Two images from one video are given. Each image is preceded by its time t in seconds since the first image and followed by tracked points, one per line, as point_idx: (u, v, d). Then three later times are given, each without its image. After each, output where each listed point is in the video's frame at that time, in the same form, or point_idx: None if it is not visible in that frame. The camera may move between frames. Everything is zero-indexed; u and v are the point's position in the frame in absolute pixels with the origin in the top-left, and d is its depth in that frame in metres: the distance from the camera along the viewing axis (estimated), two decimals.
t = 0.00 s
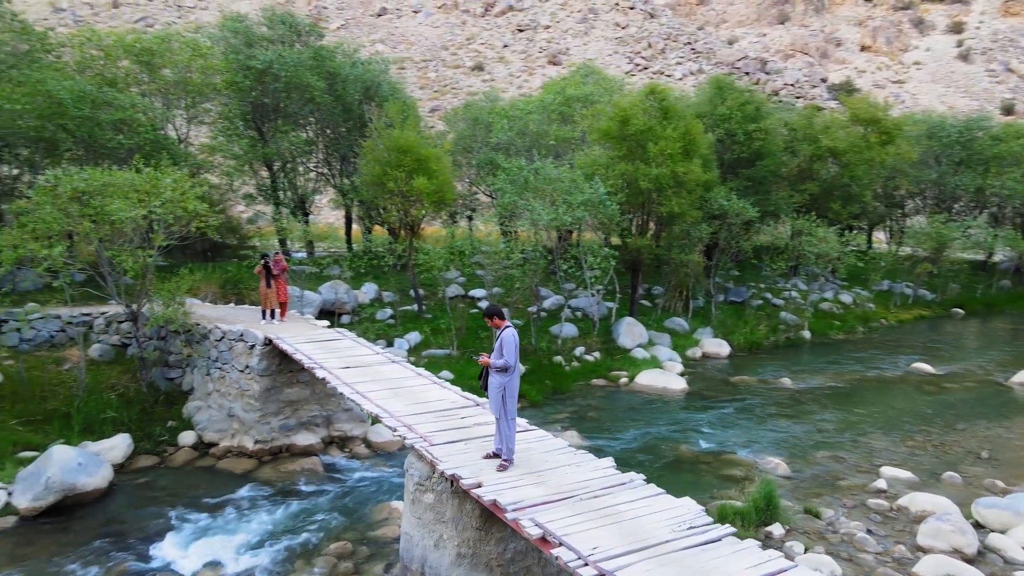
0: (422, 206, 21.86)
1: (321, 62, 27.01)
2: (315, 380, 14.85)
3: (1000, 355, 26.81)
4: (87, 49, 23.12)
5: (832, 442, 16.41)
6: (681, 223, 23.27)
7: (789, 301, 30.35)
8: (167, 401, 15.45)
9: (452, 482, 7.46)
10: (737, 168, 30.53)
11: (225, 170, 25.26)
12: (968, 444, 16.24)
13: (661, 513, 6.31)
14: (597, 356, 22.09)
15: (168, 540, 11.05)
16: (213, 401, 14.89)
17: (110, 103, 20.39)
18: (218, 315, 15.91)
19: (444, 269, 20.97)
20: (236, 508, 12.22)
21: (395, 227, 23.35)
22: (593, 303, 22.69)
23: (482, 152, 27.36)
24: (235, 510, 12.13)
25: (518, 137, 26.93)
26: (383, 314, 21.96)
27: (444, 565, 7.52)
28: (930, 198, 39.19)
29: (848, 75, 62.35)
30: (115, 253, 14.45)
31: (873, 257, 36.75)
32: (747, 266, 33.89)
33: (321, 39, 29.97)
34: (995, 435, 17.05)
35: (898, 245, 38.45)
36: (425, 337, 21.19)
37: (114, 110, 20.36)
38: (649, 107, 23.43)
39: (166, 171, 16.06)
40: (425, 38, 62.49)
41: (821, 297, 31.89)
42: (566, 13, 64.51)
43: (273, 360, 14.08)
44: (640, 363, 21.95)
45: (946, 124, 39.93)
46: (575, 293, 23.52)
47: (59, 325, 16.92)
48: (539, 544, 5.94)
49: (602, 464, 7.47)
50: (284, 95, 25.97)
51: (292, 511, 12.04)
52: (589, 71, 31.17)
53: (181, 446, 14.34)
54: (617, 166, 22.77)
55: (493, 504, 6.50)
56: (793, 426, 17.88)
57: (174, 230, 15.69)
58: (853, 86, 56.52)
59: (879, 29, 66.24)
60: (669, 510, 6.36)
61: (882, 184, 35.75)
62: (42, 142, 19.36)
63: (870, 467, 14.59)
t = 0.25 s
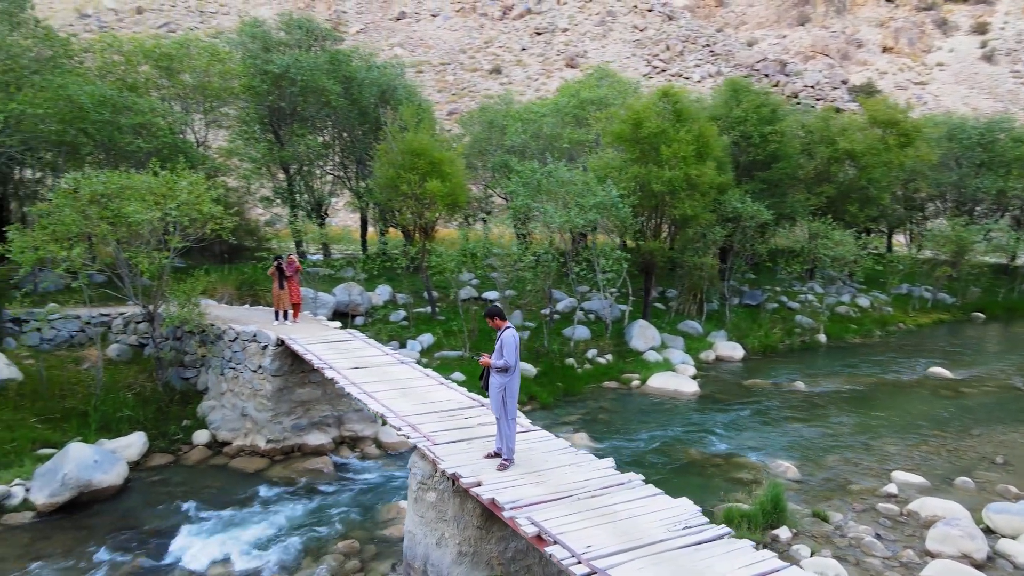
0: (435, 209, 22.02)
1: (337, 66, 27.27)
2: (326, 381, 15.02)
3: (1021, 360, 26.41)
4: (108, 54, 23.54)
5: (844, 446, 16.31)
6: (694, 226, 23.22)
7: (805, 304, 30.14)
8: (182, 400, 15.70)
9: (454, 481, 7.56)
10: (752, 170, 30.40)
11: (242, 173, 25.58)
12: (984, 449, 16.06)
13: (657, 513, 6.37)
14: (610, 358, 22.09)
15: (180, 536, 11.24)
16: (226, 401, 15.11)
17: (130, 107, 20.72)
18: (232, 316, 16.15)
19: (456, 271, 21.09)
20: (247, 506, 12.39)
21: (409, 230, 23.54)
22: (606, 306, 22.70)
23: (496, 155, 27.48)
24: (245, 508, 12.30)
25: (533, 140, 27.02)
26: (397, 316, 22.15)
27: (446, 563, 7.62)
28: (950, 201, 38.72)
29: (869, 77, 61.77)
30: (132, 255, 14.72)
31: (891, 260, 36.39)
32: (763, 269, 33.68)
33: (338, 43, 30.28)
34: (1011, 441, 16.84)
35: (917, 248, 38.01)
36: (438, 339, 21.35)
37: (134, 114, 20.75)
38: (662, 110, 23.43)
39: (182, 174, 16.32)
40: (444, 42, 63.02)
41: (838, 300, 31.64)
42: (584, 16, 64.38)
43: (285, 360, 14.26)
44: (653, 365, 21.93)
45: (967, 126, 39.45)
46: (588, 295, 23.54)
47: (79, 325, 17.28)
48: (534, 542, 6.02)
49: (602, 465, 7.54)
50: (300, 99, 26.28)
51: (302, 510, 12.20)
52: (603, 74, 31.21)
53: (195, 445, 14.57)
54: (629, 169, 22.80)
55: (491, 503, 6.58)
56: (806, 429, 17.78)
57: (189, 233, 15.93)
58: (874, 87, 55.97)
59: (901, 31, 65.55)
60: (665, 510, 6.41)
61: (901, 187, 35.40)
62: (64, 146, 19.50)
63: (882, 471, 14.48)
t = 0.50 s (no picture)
0: (447, 211, 22.14)
1: (352, 69, 27.46)
2: (337, 381, 15.17)
3: None
4: (128, 59, 23.95)
5: (856, 449, 16.18)
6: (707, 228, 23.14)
7: (821, 307, 29.91)
8: (196, 399, 15.91)
9: (454, 480, 7.64)
10: (767, 172, 30.24)
11: (258, 176, 25.87)
12: (998, 454, 15.88)
13: (653, 514, 6.41)
14: (622, 360, 22.07)
15: (190, 533, 11.41)
16: (239, 400, 15.30)
17: (148, 111, 21.08)
18: (245, 317, 16.35)
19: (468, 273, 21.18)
20: (257, 504, 12.55)
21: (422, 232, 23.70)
22: (618, 308, 22.69)
23: (510, 157, 27.54)
24: (255, 506, 12.46)
25: (546, 142, 27.08)
26: (409, 317, 22.29)
27: (447, 561, 7.70)
28: (971, 203, 38.22)
29: (890, 78, 61.10)
30: (148, 257, 14.95)
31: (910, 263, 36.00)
32: (778, 272, 33.46)
33: (354, 47, 30.53)
34: None
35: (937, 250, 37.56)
36: (450, 341, 21.46)
37: (152, 118, 21.09)
38: (675, 112, 23.37)
39: (198, 177, 16.55)
40: (461, 45, 63.36)
41: (854, 303, 31.36)
42: (602, 17, 63.85)
43: (296, 360, 14.42)
44: (665, 368, 21.89)
45: (988, 127, 38.94)
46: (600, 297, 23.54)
47: (96, 325, 17.59)
48: (530, 541, 6.08)
49: (602, 465, 7.59)
50: (315, 102, 26.54)
51: (310, 508, 12.34)
52: (618, 76, 31.20)
53: (208, 444, 14.77)
54: (642, 171, 22.79)
55: (489, 502, 6.66)
56: (818, 432, 17.67)
57: (204, 235, 16.15)
58: (895, 89, 55.36)
59: (923, 32, 64.80)
60: (662, 511, 6.45)
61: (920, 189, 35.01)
62: (85, 150, 19.87)
63: (893, 476, 14.36)
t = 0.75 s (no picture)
0: (459, 212, 22.24)
1: (367, 72, 27.67)
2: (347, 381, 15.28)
3: None
4: (146, 62, 24.32)
5: (869, 453, 16.03)
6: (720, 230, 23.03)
7: (837, 309, 29.64)
8: (209, 398, 16.10)
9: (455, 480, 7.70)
10: (782, 173, 30.04)
11: (274, 178, 26.14)
12: (1014, 459, 15.65)
13: (650, 514, 6.41)
14: (634, 362, 22.02)
15: (200, 530, 11.56)
16: (250, 399, 15.46)
17: (165, 114, 21.39)
18: (258, 317, 16.53)
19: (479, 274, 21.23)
20: (266, 502, 12.68)
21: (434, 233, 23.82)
22: (630, 310, 22.65)
23: (523, 158, 27.59)
24: (264, 504, 12.59)
25: (559, 143, 27.09)
26: (422, 318, 22.40)
27: (448, 560, 7.77)
28: (992, 204, 37.66)
29: (911, 78, 60.39)
30: (162, 257, 15.15)
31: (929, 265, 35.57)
32: (794, 274, 33.20)
33: (369, 49, 30.73)
34: None
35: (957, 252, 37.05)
36: (461, 341, 21.54)
37: (169, 121, 21.37)
38: (688, 113, 23.29)
39: (212, 178, 16.76)
40: (478, 46, 63.61)
41: (871, 306, 31.05)
42: (619, 19, 63.54)
43: (307, 360, 14.55)
44: (677, 370, 21.82)
45: (1010, 127, 38.37)
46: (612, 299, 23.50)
47: (113, 324, 17.87)
48: (526, 540, 6.12)
49: (602, 466, 7.60)
50: (330, 104, 26.77)
51: (319, 507, 12.44)
52: (631, 77, 31.15)
53: (220, 442, 14.94)
54: (654, 172, 22.74)
55: (487, 501, 6.70)
56: (830, 434, 17.52)
57: (217, 236, 16.34)
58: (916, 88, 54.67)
59: (945, 31, 63.93)
60: (658, 511, 6.45)
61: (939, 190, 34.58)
62: (104, 152, 20.23)
63: (905, 480, 14.21)
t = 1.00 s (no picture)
0: (471, 213, 22.28)
1: (381, 73, 27.80)
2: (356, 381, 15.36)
3: None
4: (163, 64, 24.60)
5: (882, 456, 15.84)
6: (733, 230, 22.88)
7: (853, 311, 29.33)
8: (221, 397, 16.26)
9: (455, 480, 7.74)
10: (798, 174, 29.80)
11: (288, 179, 26.35)
12: None
13: (647, 516, 6.38)
14: (645, 364, 21.93)
15: (208, 528, 11.68)
16: (261, 399, 15.59)
17: (180, 116, 21.61)
18: (269, 317, 16.67)
19: (491, 275, 21.25)
20: (274, 501, 12.78)
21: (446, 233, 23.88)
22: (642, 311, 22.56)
23: (536, 159, 27.57)
24: (272, 502, 12.69)
25: (572, 144, 27.05)
26: (434, 318, 22.46)
27: (449, 560, 7.81)
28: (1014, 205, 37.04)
29: (933, 77, 59.43)
30: (174, 258, 15.32)
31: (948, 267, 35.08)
32: (810, 275, 32.92)
33: (383, 51, 30.86)
34: None
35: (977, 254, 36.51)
36: (472, 342, 21.58)
37: (184, 123, 21.59)
38: (701, 113, 23.15)
39: (224, 180, 16.93)
40: (495, 47, 63.78)
41: (888, 307, 30.68)
42: (636, 18, 63.42)
43: (316, 360, 14.64)
44: (689, 371, 21.71)
45: None
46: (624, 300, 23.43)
47: (128, 323, 18.11)
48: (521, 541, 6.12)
49: (602, 467, 7.58)
50: (344, 105, 26.93)
51: (326, 506, 12.51)
52: (645, 77, 31.05)
53: (231, 441, 15.08)
54: (667, 173, 22.65)
55: (485, 502, 6.72)
56: (842, 437, 17.34)
57: (230, 236, 16.50)
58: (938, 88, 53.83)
59: (967, 29, 62.82)
60: (656, 513, 6.42)
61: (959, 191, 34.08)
62: (121, 153, 20.57)
63: (918, 484, 14.03)
